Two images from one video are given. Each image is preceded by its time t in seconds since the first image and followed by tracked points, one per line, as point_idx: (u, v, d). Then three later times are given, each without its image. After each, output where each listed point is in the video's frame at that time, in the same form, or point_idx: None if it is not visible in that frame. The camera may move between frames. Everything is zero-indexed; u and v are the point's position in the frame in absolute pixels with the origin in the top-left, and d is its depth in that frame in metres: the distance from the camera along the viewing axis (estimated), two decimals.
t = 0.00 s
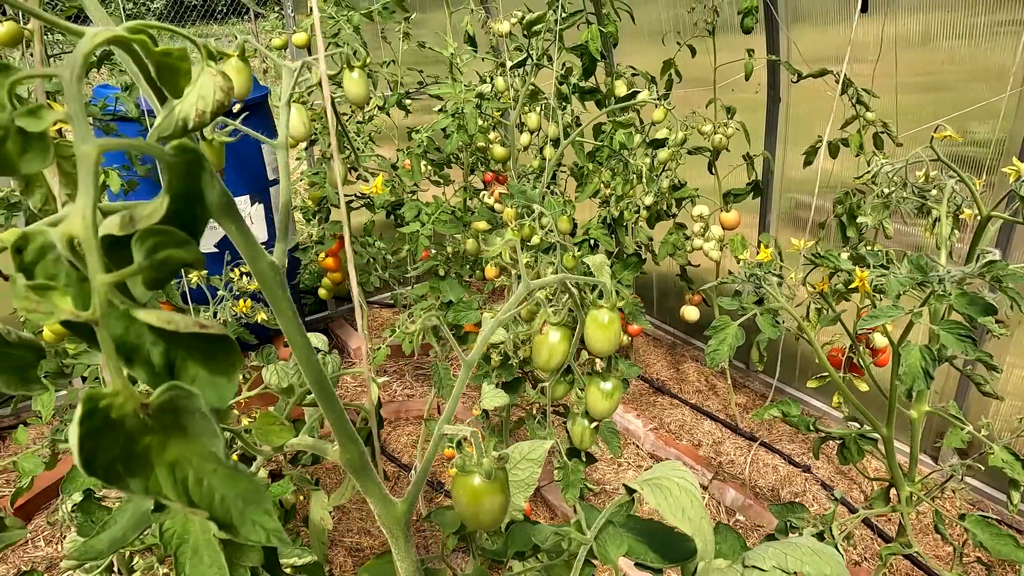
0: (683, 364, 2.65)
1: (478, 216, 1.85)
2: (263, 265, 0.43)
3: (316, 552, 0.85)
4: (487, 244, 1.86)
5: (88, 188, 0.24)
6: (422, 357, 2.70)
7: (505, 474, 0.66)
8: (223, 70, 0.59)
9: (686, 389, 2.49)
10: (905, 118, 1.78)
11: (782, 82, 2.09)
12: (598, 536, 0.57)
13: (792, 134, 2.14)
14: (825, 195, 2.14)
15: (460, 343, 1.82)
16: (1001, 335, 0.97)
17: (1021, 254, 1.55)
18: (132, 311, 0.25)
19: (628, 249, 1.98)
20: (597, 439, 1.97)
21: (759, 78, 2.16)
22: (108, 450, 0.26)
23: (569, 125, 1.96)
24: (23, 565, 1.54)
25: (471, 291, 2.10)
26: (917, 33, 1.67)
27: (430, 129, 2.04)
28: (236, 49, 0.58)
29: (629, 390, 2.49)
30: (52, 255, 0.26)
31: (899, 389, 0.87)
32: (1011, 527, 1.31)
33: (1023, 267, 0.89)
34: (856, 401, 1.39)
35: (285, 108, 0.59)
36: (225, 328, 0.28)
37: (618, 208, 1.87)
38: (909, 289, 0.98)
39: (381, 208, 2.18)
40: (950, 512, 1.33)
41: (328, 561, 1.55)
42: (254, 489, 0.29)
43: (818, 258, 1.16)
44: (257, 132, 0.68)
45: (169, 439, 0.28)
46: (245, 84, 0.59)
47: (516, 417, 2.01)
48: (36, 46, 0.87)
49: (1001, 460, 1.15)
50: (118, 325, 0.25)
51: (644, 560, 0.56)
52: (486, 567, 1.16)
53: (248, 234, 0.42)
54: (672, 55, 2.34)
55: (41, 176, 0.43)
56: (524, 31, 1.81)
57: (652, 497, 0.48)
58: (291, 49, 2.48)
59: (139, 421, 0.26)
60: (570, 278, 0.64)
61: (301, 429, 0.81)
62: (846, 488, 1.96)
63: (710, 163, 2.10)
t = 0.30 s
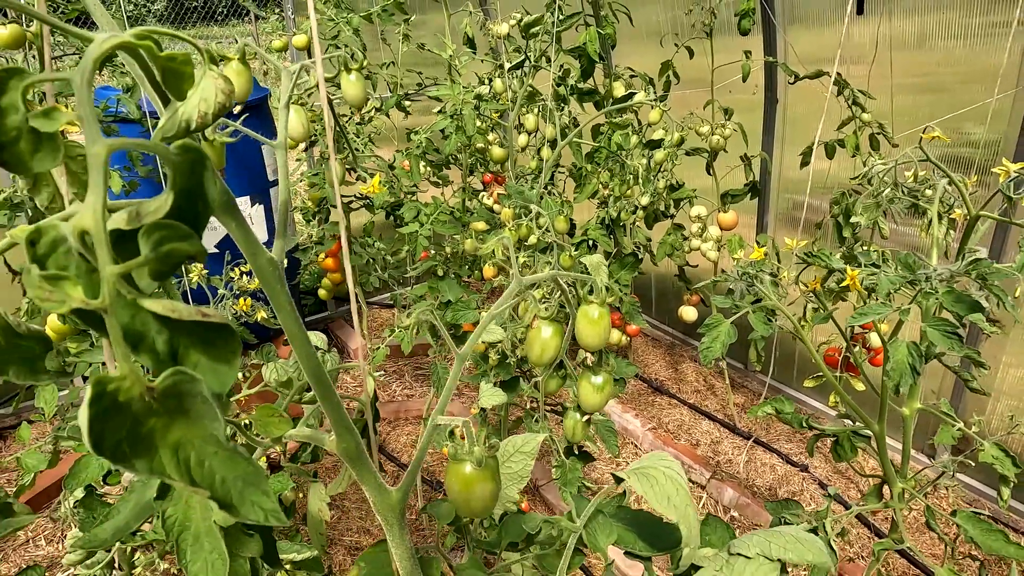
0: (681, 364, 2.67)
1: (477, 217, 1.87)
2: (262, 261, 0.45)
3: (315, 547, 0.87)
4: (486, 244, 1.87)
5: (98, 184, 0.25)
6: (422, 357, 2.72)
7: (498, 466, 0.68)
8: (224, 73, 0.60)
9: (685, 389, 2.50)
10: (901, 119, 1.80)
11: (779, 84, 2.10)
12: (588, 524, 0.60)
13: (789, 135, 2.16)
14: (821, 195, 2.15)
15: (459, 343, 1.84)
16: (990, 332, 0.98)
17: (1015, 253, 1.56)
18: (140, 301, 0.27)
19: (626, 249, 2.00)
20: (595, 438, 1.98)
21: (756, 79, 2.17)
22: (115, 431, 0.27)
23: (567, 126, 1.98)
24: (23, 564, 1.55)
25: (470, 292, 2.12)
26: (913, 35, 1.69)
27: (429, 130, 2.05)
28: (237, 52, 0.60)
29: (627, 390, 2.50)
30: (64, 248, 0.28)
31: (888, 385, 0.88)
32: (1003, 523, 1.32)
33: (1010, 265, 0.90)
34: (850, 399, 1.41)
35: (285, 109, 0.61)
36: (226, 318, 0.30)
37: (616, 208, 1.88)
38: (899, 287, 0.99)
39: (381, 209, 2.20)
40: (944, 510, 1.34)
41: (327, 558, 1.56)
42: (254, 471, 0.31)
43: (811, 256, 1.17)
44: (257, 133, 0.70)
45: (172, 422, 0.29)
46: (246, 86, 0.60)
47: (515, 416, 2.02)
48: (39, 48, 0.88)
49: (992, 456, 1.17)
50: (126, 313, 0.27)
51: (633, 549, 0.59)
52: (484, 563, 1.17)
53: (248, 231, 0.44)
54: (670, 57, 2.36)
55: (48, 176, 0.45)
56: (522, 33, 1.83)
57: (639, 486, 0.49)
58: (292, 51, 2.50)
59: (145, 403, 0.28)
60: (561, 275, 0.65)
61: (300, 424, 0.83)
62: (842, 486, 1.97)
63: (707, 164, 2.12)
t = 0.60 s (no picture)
0: (679, 362, 2.68)
1: (475, 214, 1.87)
2: (260, 243, 0.46)
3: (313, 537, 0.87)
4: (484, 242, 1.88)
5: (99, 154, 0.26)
6: (420, 355, 2.73)
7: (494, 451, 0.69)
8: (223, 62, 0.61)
9: (682, 387, 2.51)
10: (896, 118, 1.81)
11: (775, 81, 2.11)
12: (581, 505, 0.60)
13: (785, 132, 2.17)
14: (818, 192, 2.16)
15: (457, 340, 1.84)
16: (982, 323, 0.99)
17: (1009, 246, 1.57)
18: (141, 271, 0.27)
19: (624, 247, 2.00)
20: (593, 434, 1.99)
21: (753, 77, 2.18)
22: (117, 397, 0.28)
23: (564, 123, 1.99)
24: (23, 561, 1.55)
25: (469, 289, 2.13)
26: (908, 35, 1.70)
27: (427, 128, 2.06)
28: (235, 42, 0.61)
29: (625, 387, 2.51)
30: (67, 219, 0.29)
31: (880, 375, 0.89)
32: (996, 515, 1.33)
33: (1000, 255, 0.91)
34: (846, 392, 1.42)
35: (283, 98, 0.62)
36: (225, 288, 0.30)
37: (613, 206, 1.89)
38: (891, 278, 1.00)
39: (379, 207, 2.20)
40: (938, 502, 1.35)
41: (326, 553, 1.57)
42: (251, 441, 0.32)
43: (804, 249, 1.18)
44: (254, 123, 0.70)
45: (173, 390, 0.30)
46: (244, 75, 0.61)
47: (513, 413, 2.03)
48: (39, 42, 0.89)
49: (985, 448, 1.17)
50: (127, 283, 0.27)
51: (626, 531, 0.59)
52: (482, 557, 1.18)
53: (246, 213, 0.44)
54: (667, 56, 2.37)
55: (50, 159, 0.47)
56: (519, 31, 1.84)
57: (630, 465, 0.50)
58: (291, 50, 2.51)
59: (146, 370, 0.29)
60: (554, 261, 0.65)
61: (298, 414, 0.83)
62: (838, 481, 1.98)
63: (704, 162, 2.13)
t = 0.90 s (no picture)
0: (678, 366, 2.65)
1: (471, 218, 1.84)
2: (240, 263, 0.42)
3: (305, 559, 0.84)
4: (481, 246, 1.85)
5: (41, 181, 0.24)
6: (417, 359, 2.69)
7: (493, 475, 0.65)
8: (202, 66, 0.57)
9: (682, 390, 2.48)
10: (898, 119, 1.78)
11: (775, 82, 2.08)
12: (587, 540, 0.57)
13: (786, 134, 2.13)
14: (819, 195, 2.13)
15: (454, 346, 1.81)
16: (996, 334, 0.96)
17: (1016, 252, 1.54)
18: (90, 310, 0.24)
19: (623, 251, 1.97)
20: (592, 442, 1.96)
21: (753, 79, 2.15)
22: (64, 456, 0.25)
23: (563, 125, 1.95)
24: (11, 573, 1.52)
25: (466, 294, 2.09)
26: (910, 34, 1.67)
27: (423, 131, 2.03)
28: (216, 45, 0.57)
29: (625, 392, 2.48)
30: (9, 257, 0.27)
31: (895, 390, 0.86)
32: (1008, 528, 1.30)
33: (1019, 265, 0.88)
34: (852, 401, 1.38)
35: (268, 104, 0.58)
36: (191, 329, 0.27)
37: (611, 209, 1.85)
38: (903, 288, 0.97)
39: (375, 211, 2.17)
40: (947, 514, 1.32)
41: (321, 566, 1.53)
42: (223, 494, 0.29)
43: (812, 257, 1.15)
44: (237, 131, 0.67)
45: (132, 444, 0.27)
46: (225, 80, 0.57)
47: (511, 420, 1.99)
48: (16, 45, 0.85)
49: (998, 460, 1.14)
50: (77, 326, 0.24)
51: (635, 565, 0.57)
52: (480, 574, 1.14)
53: (223, 231, 0.41)
54: (665, 57, 2.34)
55: (11, 174, 0.43)
56: (516, 32, 1.81)
57: (642, 501, 0.46)
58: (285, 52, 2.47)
59: (97, 424, 0.26)
60: (558, 277, 0.62)
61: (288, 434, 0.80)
62: (841, 489, 1.95)
63: (704, 164, 2.10)
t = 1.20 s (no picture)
0: (678, 367, 2.62)
1: (471, 219, 1.81)
2: (232, 270, 0.40)
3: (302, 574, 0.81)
4: (481, 248, 1.82)
5: None
6: (415, 362, 2.66)
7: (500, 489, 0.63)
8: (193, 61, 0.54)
9: (682, 392, 2.45)
10: (899, 119, 1.75)
11: (776, 82, 2.06)
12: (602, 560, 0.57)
13: (787, 134, 2.11)
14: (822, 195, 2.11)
15: (453, 350, 1.78)
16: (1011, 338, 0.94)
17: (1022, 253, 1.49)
18: (56, 327, 0.23)
19: (623, 251, 1.95)
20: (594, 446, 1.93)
21: (754, 78, 2.13)
22: (30, 492, 0.24)
23: (563, 126, 1.93)
24: None
25: (465, 297, 2.06)
26: (911, 34, 1.65)
27: (421, 131, 2.00)
28: (207, 38, 0.54)
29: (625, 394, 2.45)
30: None
31: (913, 397, 0.84)
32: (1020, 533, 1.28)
33: None
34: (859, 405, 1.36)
35: (261, 101, 0.55)
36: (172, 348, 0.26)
37: (612, 210, 1.83)
38: (916, 291, 0.95)
39: (373, 212, 2.14)
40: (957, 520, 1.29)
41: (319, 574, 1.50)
42: (211, 528, 0.27)
43: (822, 260, 1.12)
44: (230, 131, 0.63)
45: (108, 477, 0.26)
46: (216, 75, 0.54)
47: (511, 424, 1.97)
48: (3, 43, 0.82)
49: (1011, 466, 1.12)
50: (45, 343, 0.24)
51: None
52: None
53: (215, 236, 0.39)
54: (665, 56, 2.32)
55: None
56: (516, 31, 1.78)
57: (664, 522, 0.48)
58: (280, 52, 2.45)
59: (68, 456, 0.25)
60: (570, 282, 0.61)
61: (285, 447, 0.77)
62: (845, 491, 1.93)
63: (704, 164, 2.08)
